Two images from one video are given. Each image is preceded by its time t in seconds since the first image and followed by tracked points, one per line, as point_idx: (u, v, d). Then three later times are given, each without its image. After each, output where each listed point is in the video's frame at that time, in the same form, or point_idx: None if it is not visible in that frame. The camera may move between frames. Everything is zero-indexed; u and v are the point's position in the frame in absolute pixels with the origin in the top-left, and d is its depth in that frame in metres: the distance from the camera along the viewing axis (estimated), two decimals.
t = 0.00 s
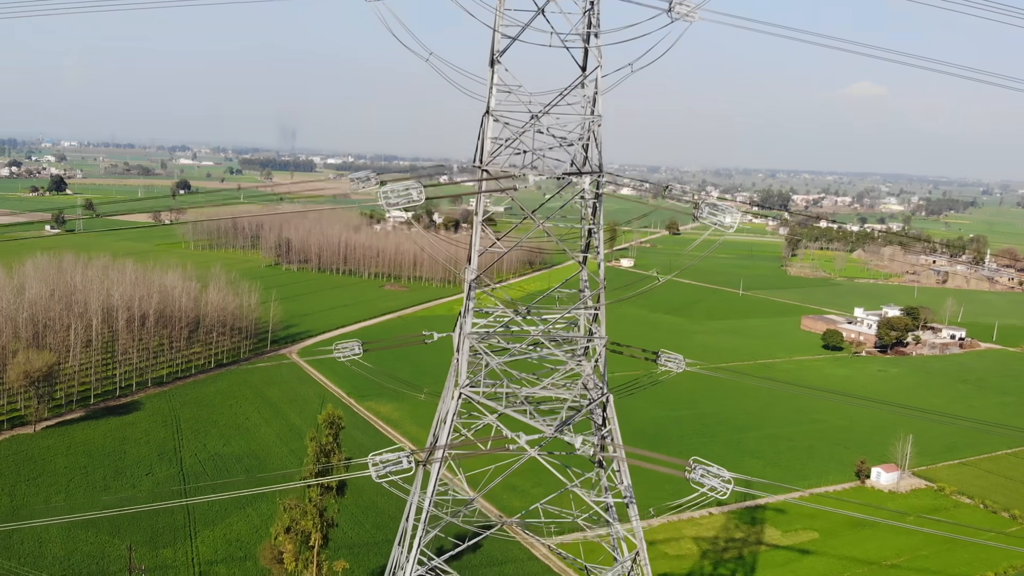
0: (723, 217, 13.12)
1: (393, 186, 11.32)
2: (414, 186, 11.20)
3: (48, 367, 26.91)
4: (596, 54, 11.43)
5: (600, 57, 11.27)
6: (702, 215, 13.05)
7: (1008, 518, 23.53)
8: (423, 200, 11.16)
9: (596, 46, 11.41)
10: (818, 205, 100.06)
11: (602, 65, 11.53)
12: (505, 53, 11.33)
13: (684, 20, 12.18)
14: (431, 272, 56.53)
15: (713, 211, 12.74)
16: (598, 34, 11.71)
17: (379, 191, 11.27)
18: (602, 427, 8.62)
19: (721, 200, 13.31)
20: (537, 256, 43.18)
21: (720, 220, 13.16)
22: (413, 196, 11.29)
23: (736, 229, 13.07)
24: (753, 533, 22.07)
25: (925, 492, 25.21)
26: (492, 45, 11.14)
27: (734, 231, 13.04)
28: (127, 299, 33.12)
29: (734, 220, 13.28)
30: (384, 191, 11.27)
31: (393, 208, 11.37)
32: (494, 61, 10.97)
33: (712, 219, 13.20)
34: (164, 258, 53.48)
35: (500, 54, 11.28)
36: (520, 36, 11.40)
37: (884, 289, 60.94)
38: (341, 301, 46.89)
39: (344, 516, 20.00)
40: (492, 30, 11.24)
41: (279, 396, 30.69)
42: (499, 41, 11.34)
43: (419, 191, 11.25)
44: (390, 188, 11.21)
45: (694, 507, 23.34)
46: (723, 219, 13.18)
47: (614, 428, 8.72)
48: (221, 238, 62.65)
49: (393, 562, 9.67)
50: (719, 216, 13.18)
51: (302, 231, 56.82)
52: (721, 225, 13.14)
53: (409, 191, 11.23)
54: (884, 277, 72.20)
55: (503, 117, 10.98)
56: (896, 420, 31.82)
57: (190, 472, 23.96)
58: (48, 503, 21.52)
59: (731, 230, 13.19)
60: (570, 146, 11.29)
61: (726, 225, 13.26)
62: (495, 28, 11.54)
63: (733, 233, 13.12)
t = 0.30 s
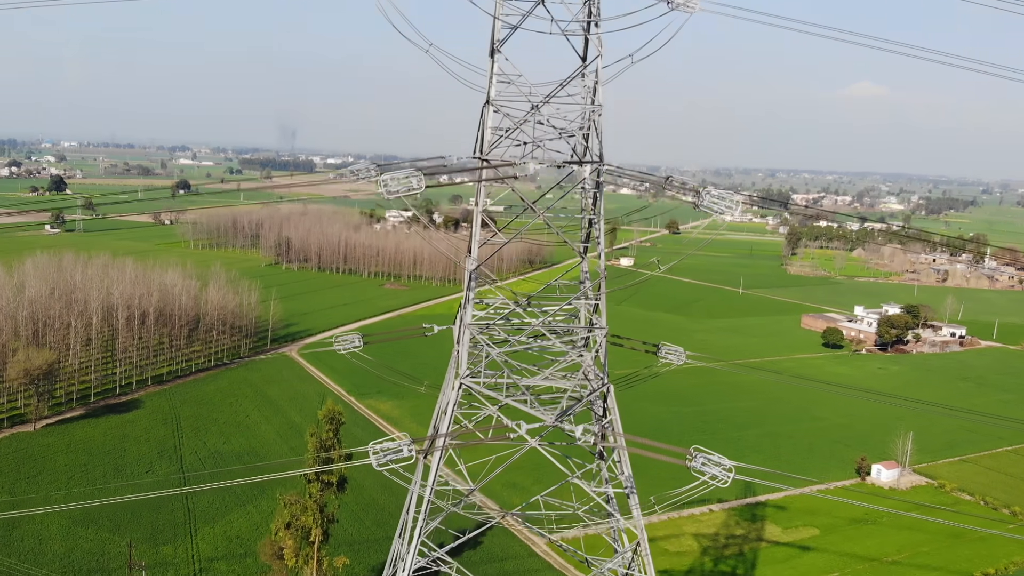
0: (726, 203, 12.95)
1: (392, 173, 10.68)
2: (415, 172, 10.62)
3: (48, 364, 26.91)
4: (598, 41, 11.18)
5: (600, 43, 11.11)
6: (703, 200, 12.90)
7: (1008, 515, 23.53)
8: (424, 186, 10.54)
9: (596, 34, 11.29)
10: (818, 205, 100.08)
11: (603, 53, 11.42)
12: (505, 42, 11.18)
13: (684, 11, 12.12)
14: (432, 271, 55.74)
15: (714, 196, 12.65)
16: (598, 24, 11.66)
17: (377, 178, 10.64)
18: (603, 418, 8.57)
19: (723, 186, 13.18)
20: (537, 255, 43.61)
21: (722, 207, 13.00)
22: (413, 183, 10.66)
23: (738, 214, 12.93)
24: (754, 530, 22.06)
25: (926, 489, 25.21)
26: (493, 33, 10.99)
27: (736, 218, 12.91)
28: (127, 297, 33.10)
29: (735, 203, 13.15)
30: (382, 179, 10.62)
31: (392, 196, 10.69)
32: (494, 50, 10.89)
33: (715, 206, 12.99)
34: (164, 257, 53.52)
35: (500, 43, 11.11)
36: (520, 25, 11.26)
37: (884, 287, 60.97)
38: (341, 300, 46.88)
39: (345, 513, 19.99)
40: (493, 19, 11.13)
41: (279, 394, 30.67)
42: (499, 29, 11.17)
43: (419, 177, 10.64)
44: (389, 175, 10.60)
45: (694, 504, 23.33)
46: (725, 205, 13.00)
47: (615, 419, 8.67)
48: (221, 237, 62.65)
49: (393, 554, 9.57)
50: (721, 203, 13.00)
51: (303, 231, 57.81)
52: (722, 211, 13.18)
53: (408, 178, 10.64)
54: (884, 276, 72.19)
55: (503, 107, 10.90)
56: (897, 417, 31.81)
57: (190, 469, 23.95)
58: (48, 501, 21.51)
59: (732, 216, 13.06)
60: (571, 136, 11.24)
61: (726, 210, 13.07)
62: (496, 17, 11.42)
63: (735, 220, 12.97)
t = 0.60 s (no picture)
0: (728, 190, 12.67)
1: (393, 159, 10.25)
2: (415, 158, 10.19)
3: (48, 362, 26.91)
4: (598, 30, 11.01)
5: (600, 31, 11.01)
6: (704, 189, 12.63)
7: (1009, 512, 23.51)
8: (425, 172, 10.09)
9: (596, 23, 11.20)
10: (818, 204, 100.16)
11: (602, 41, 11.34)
12: (505, 31, 11.10)
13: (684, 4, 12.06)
14: (432, 270, 55.72)
15: (715, 184, 12.43)
16: (598, 14, 11.61)
17: (376, 165, 10.19)
18: (602, 408, 8.55)
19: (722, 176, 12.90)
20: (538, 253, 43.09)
21: (722, 196, 12.70)
22: (413, 169, 10.21)
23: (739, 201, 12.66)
24: (754, 527, 22.04)
25: (926, 486, 25.20)
26: (493, 21, 10.91)
27: (739, 205, 12.61)
28: (127, 295, 33.11)
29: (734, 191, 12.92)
30: (381, 165, 10.19)
31: (391, 184, 10.26)
32: (495, 39, 10.83)
33: (716, 195, 12.65)
34: (163, 255, 53.50)
35: (500, 32, 11.03)
36: (520, 14, 11.18)
37: (884, 286, 61.01)
38: (342, 299, 46.90)
39: (345, 509, 19.99)
40: (493, 8, 11.05)
41: (279, 391, 30.67)
42: (499, 18, 11.04)
43: (420, 163, 10.19)
44: (388, 161, 10.19)
45: (694, 501, 23.33)
46: (727, 194, 12.69)
47: (615, 409, 8.63)
48: (221, 236, 62.64)
49: (393, 545, 9.53)
50: (722, 192, 12.70)
51: (303, 229, 57.42)
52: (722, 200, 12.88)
53: (408, 165, 10.22)
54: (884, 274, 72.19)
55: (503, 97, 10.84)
56: (897, 415, 31.80)
57: (190, 466, 23.94)
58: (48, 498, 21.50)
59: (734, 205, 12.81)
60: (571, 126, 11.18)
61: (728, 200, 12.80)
62: (497, 6, 11.34)
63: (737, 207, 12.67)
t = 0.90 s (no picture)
0: (726, 171, 11.82)
1: (392, 148, 10.24)
2: (415, 147, 10.17)
3: (48, 359, 26.92)
4: (599, 19, 10.92)
5: (601, 20, 10.93)
6: (702, 174, 11.87)
7: (1009, 509, 23.51)
8: (424, 159, 10.07)
9: (597, 12, 11.11)
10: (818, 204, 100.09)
11: (603, 31, 11.25)
12: (505, 20, 11.01)
13: None
14: (432, 269, 55.65)
15: (712, 167, 11.68)
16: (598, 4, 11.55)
17: (376, 153, 10.15)
18: (603, 399, 8.50)
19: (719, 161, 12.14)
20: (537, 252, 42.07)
21: (723, 178, 11.90)
22: (413, 157, 10.20)
23: (738, 180, 11.83)
24: (754, 524, 22.02)
25: (926, 483, 25.20)
26: (493, 10, 10.87)
27: (740, 185, 11.77)
28: (127, 293, 33.14)
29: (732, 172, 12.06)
30: (381, 153, 10.16)
31: (391, 171, 10.25)
32: (495, 29, 10.79)
33: (715, 177, 11.82)
34: (163, 254, 53.45)
35: (500, 22, 10.94)
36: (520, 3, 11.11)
37: (884, 285, 61.00)
38: (341, 297, 46.87)
39: (345, 506, 19.97)
40: None
41: (279, 389, 30.66)
42: (500, 7, 10.99)
43: (420, 151, 10.17)
44: (388, 149, 10.18)
45: (694, 498, 23.33)
46: (726, 175, 11.87)
47: (615, 400, 8.59)
48: (220, 235, 62.68)
49: (392, 537, 9.46)
50: (721, 174, 11.89)
51: (302, 228, 57.42)
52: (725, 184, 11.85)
53: (407, 153, 10.20)
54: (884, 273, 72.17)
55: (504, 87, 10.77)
56: (897, 412, 31.79)
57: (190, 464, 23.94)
58: (48, 495, 21.48)
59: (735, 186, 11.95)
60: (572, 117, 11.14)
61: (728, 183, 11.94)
62: None
63: (738, 188, 11.83)
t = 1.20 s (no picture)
0: (726, 158, 10.89)
1: (393, 137, 10.21)
2: (415, 134, 10.12)
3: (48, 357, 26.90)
4: (599, 9, 10.90)
5: (602, 11, 10.93)
6: (703, 162, 10.96)
7: (1009, 506, 23.51)
8: (425, 146, 10.02)
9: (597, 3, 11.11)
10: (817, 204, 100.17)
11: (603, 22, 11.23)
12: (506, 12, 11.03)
13: None
14: (432, 268, 55.48)
15: (711, 154, 10.81)
16: None
17: (376, 142, 10.13)
18: (603, 390, 8.48)
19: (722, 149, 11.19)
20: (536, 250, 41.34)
21: (724, 167, 10.94)
22: (414, 145, 10.13)
23: (740, 167, 10.88)
24: (754, 521, 22.01)
25: (926, 481, 25.21)
26: (493, 2, 10.89)
27: (740, 174, 10.85)
28: (127, 291, 33.15)
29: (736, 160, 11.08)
30: (381, 142, 10.13)
31: (391, 159, 10.19)
32: (495, 20, 10.81)
33: (716, 166, 10.90)
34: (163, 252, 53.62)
35: (500, 13, 10.96)
36: None
37: (884, 284, 60.99)
38: (341, 296, 46.82)
39: (345, 503, 19.96)
40: None
41: (279, 387, 30.64)
42: None
43: (420, 139, 10.12)
44: (388, 137, 10.15)
45: (694, 496, 23.31)
46: (725, 164, 10.91)
47: (616, 390, 8.56)
48: (221, 235, 62.70)
49: (392, 530, 9.45)
50: (722, 161, 10.92)
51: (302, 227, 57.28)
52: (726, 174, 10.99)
53: (408, 141, 10.16)
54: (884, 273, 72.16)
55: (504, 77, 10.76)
56: (897, 410, 31.79)
57: (189, 461, 23.91)
58: (48, 492, 21.44)
59: (738, 174, 10.97)
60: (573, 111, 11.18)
61: (725, 172, 10.95)
62: None
63: (739, 176, 10.89)
